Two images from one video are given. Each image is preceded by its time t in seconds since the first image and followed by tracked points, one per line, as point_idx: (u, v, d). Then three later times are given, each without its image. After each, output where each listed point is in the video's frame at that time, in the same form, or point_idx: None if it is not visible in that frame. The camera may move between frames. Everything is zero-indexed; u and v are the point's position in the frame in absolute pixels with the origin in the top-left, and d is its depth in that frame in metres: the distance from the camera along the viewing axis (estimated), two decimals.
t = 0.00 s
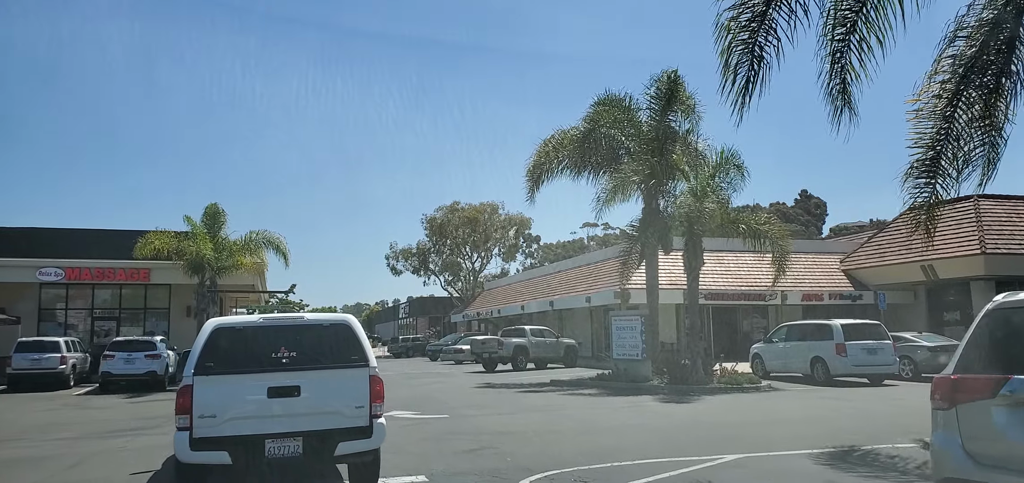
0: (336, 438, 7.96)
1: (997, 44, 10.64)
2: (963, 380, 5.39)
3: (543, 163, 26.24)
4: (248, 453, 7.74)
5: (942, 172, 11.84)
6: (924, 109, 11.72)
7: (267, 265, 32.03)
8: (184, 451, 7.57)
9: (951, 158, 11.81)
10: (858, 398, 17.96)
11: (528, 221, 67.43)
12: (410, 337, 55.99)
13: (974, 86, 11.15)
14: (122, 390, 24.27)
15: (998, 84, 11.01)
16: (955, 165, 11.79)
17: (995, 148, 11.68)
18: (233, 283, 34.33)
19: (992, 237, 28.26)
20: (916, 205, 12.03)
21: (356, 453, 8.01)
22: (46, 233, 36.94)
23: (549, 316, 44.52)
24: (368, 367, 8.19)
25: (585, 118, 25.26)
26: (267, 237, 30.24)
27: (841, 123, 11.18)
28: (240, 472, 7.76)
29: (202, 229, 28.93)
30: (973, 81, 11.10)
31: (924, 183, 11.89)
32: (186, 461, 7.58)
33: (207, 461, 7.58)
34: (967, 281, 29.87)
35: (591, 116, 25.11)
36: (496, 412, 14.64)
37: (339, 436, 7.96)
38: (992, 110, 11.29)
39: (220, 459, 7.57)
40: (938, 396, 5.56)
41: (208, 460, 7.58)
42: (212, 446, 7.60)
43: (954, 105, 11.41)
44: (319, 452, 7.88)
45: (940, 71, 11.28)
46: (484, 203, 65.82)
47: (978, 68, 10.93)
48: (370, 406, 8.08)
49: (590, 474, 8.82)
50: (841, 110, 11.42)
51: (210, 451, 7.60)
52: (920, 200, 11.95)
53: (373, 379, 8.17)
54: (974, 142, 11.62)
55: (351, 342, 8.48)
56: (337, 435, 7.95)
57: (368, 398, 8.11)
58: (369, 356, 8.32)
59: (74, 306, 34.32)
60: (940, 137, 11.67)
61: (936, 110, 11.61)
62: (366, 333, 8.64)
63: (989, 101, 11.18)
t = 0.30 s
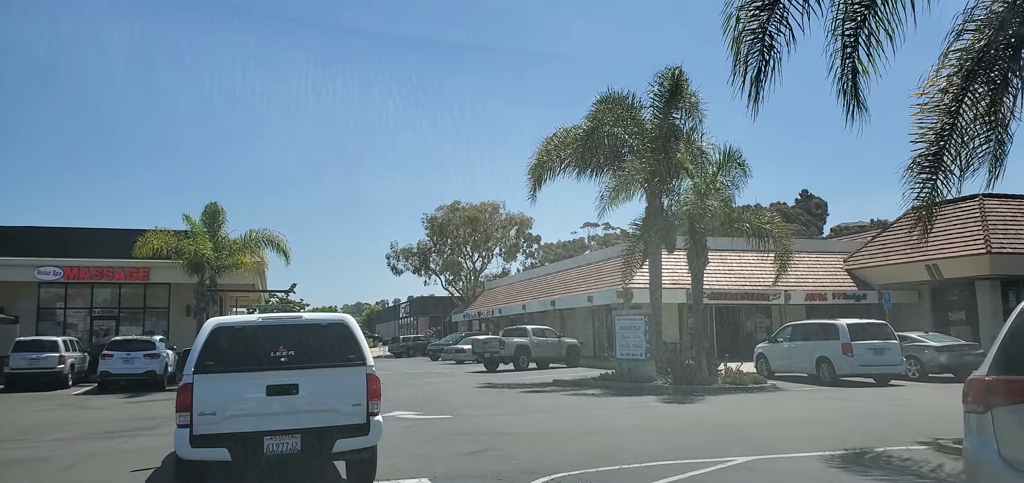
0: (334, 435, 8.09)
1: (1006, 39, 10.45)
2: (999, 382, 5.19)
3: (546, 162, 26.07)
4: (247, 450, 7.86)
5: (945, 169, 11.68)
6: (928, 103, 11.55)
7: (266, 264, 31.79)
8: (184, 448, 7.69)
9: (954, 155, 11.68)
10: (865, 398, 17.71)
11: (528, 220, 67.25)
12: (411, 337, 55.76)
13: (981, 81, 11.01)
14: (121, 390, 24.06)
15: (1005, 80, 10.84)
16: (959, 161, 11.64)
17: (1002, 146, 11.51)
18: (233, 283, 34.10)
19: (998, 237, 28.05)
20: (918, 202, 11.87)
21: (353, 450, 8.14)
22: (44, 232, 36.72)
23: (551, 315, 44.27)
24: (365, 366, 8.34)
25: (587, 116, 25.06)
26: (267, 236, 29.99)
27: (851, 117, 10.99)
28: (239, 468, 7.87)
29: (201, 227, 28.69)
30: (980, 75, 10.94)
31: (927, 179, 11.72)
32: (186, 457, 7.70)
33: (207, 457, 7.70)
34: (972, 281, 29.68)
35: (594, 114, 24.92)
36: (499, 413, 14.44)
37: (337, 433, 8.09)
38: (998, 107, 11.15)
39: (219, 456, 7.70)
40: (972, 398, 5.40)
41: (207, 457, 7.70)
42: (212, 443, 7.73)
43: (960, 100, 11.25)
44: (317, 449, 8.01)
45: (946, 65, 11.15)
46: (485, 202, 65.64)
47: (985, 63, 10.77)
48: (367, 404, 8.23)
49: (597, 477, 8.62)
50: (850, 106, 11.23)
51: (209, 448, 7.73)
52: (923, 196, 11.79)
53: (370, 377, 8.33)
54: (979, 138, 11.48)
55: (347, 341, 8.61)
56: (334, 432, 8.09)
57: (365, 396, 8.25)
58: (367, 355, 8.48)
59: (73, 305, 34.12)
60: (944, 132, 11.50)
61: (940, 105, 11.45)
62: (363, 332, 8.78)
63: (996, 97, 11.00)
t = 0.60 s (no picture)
0: (331, 432, 8.34)
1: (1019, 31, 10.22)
2: None
3: (548, 161, 25.84)
4: (245, 446, 8.11)
5: (952, 164, 11.40)
6: (936, 97, 11.30)
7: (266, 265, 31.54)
8: (185, 444, 7.93)
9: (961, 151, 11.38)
10: (872, 400, 17.50)
11: (529, 221, 67.00)
12: (411, 338, 55.50)
13: (990, 75, 10.78)
14: (119, 392, 23.85)
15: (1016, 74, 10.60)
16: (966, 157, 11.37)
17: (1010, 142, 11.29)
18: (233, 283, 33.87)
19: (1003, 237, 27.82)
20: (924, 198, 11.59)
21: (350, 447, 8.38)
22: (42, 232, 36.46)
23: (552, 316, 43.99)
24: (361, 364, 8.57)
25: (590, 115, 24.81)
26: (267, 235, 29.75)
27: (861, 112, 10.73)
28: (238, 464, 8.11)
29: (200, 228, 28.43)
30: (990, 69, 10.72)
31: (933, 174, 11.41)
32: (187, 453, 7.94)
33: (206, 453, 7.95)
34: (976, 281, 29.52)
35: (597, 112, 24.67)
36: (503, 415, 14.23)
37: (334, 430, 8.34)
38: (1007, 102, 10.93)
39: (219, 452, 7.94)
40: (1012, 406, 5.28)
41: (207, 453, 7.95)
42: (211, 440, 7.98)
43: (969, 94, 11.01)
44: (314, 445, 8.26)
45: (955, 58, 10.93)
46: (485, 203, 65.39)
47: (996, 55, 10.54)
48: (363, 402, 8.46)
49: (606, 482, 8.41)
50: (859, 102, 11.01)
51: (209, 444, 7.97)
52: (928, 192, 11.49)
53: (366, 375, 8.55)
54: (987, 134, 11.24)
55: (344, 340, 8.84)
56: (331, 429, 8.33)
57: (362, 393, 8.48)
58: (363, 353, 8.70)
59: (71, 306, 33.90)
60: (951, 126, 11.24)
61: (948, 99, 11.20)
62: (359, 331, 9.00)
63: (1006, 91, 10.76)
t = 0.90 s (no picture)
0: (327, 431, 8.39)
1: None
2: None
3: (551, 159, 25.60)
4: (243, 444, 8.16)
5: (965, 157, 11.06)
6: (949, 89, 11.01)
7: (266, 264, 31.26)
8: (183, 442, 7.98)
9: (974, 144, 11.07)
10: (881, 400, 17.22)
11: (530, 220, 66.78)
12: (412, 338, 55.24)
13: (1005, 65, 10.48)
14: (117, 392, 23.58)
15: None
16: (979, 150, 11.04)
17: None
18: (232, 283, 33.61)
19: (1010, 236, 27.54)
20: (936, 193, 11.26)
21: (347, 445, 8.43)
22: (41, 231, 36.20)
23: (554, 316, 43.70)
24: (358, 363, 8.62)
25: (593, 113, 24.57)
26: (267, 234, 29.49)
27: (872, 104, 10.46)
28: (235, 463, 8.15)
29: (199, 227, 28.14)
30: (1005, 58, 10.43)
31: (945, 167, 11.09)
32: (185, 452, 7.99)
33: (204, 452, 7.99)
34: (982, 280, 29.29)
35: (600, 109, 24.46)
36: (507, 417, 13.98)
37: (331, 429, 8.39)
38: None
39: (217, 450, 7.99)
40: None
41: (204, 451, 7.99)
42: (209, 438, 8.02)
43: (983, 84, 10.71)
44: (312, 444, 8.31)
45: (968, 48, 10.65)
46: (486, 202, 65.14)
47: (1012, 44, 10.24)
48: (360, 400, 8.52)
49: None
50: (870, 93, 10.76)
51: (206, 443, 8.02)
52: (940, 186, 11.16)
53: (363, 374, 8.61)
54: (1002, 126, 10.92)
55: (341, 339, 8.93)
56: (328, 428, 8.39)
57: (359, 392, 8.53)
58: (359, 352, 8.76)
59: (69, 306, 33.65)
60: (964, 118, 10.93)
61: (962, 90, 10.91)
62: (355, 331, 9.08)
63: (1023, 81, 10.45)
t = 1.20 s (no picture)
0: (325, 429, 8.50)
1: None
2: None
3: (555, 157, 25.29)
4: (240, 442, 8.27)
5: (985, 151, 10.76)
6: (967, 81, 10.74)
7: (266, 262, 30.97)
8: (181, 440, 8.08)
9: (994, 137, 10.78)
10: (891, 401, 16.93)
11: (531, 220, 66.51)
12: (413, 337, 54.97)
13: None
14: (115, 392, 23.29)
15: None
16: (1000, 144, 10.74)
17: None
18: (232, 282, 33.36)
19: (1018, 234, 27.23)
20: (955, 187, 10.96)
21: (344, 443, 8.53)
22: (39, 230, 35.92)
23: (556, 316, 43.42)
24: (356, 362, 8.75)
25: (597, 110, 24.28)
26: (267, 232, 29.21)
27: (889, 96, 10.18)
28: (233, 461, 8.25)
29: (198, 224, 27.84)
30: None
31: (964, 162, 10.79)
32: (184, 450, 8.10)
33: (202, 449, 8.10)
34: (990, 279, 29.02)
35: (604, 106, 24.15)
36: (512, 418, 13.71)
37: (328, 427, 8.50)
38: None
39: (215, 447, 8.10)
40: None
41: (203, 448, 8.11)
42: (208, 436, 8.13)
43: (1004, 76, 10.42)
44: (309, 441, 8.42)
45: (988, 38, 10.38)
46: (487, 201, 64.85)
47: None
48: (357, 398, 8.64)
49: None
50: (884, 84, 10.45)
51: (204, 440, 8.14)
52: (960, 181, 10.87)
53: (361, 372, 8.74)
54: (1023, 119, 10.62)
55: (338, 338, 8.95)
56: (325, 426, 8.50)
57: (356, 389, 8.66)
58: (357, 351, 8.87)
59: (68, 305, 33.38)
60: (984, 111, 10.64)
61: (981, 82, 10.63)
62: (353, 329, 9.14)
63: None
